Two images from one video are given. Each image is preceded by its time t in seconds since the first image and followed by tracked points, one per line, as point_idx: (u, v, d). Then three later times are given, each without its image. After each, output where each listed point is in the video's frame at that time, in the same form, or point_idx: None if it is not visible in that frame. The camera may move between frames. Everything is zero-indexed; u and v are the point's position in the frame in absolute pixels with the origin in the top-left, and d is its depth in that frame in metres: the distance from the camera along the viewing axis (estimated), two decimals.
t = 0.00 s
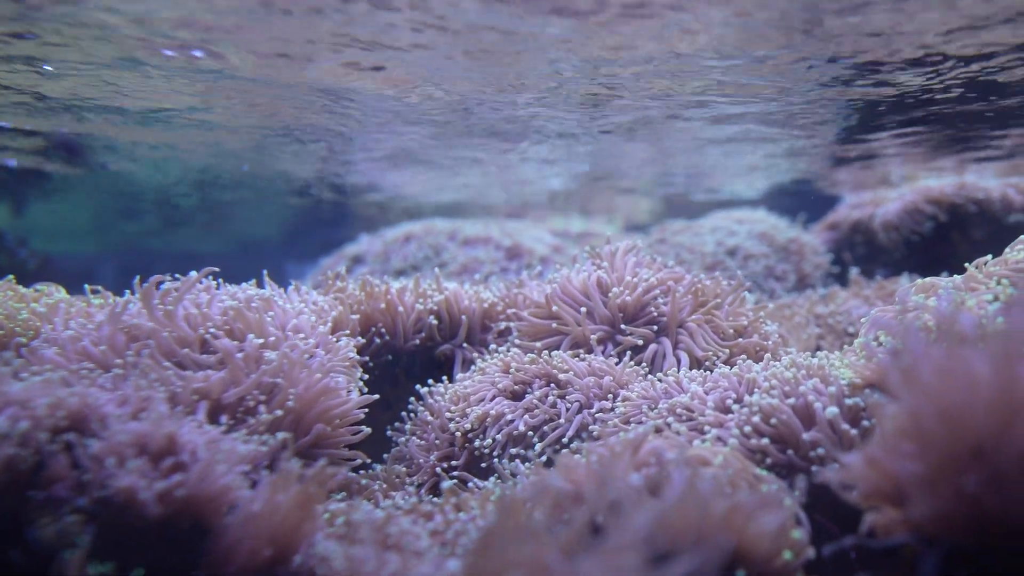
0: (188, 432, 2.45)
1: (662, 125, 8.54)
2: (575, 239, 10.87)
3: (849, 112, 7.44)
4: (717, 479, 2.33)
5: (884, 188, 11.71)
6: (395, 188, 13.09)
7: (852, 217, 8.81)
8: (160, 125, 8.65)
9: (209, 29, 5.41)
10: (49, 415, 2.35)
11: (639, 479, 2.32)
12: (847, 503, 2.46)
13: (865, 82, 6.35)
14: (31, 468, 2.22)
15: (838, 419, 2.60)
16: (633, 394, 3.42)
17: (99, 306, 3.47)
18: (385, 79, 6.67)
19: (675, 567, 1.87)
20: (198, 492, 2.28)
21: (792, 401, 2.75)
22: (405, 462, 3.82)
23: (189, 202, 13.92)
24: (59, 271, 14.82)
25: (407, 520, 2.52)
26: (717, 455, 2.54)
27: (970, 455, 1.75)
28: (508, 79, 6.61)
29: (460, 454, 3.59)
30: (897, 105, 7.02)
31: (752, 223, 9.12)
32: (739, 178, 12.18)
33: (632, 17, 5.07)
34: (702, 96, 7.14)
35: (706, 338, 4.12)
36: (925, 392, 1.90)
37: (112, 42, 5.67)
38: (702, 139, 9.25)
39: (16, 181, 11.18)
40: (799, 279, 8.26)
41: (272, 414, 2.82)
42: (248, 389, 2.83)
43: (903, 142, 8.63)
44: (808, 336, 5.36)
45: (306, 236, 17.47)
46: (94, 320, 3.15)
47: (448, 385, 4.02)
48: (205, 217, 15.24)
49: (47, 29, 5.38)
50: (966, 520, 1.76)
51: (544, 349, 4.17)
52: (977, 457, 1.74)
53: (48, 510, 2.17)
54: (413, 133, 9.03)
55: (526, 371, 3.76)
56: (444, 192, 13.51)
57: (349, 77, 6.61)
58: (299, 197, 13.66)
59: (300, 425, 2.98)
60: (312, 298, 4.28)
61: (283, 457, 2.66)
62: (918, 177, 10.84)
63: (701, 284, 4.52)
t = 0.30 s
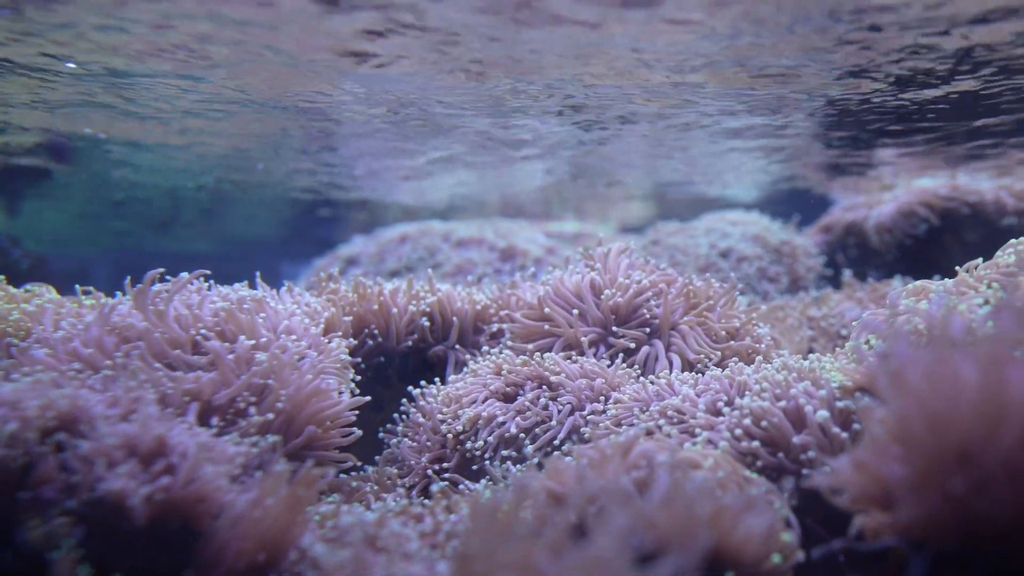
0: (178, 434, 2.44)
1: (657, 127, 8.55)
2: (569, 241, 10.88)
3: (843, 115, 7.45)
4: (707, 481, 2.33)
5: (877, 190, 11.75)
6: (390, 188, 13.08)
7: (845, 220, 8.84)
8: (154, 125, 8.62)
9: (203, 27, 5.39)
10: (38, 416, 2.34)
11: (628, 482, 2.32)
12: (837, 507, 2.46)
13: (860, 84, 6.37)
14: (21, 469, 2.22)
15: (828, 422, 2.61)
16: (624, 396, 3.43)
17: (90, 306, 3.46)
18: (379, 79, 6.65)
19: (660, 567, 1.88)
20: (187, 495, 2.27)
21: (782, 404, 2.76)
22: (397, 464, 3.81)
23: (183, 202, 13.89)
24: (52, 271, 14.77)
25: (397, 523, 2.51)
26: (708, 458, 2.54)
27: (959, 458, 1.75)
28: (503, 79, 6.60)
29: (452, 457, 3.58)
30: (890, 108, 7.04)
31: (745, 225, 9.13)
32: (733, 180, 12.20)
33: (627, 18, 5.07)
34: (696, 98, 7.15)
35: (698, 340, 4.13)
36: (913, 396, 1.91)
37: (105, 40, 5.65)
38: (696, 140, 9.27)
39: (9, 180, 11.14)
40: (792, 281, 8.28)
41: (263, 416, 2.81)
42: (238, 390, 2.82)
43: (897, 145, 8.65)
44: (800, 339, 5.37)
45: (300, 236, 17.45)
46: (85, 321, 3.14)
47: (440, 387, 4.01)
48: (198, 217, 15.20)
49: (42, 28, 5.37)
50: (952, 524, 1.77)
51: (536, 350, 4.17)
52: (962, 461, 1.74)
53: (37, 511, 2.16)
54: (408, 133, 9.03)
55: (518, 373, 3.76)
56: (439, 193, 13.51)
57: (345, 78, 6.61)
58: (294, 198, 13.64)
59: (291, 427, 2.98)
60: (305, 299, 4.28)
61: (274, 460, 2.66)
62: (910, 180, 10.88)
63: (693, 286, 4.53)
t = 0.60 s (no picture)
0: (162, 437, 2.43)
1: (647, 129, 8.56)
2: (560, 244, 10.89)
3: (832, 119, 7.49)
4: (691, 486, 2.34)
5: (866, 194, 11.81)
6: (380, 190, 13.07)
7: (833, 223, 8.87)
8: (144, 125, 8.58)
9: (193, 28, 5.37)
10: (22, 418, 2.33)
11: (612, 487, 2.32)
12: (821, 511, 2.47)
13: (849, 88, 6.40)
14: (3, 471, 2.20)
15: (812, 426, 2.62)
16: (611, 400, 3.43)
17: (76, 308, 3.44)
18: (370, 81, 6.64)
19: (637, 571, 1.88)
20: (170, 498, 2.26)
21: (768, 408, 2.77)
22: (384, 467, 3.81)
23: (172, 203, 13.84)
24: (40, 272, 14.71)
25: (382, 526, 2.51)
26: (693, 462, 2.54)
27: (941, 465, 1.76)
28: (494, 81, 6.59)
29: (439, 460, 3.58)
30: (878, 112, 7.08)
31: (734, 228, 9.16)
32: (723, 184, 12.24)
33: (617, 21, 5.08)
34: (686, 101, 7.18)
35: (686, 344, 4.15)
36: (893, 402, 1.92)
37: (94, 40, 5.62)
38: (686, 143, 9.30)
39: None
40: (781, 284, 8.31)
41: (248, 419, 2.81)
42: (224, 393, 2.82)
43: (885, 149, 8.70)
44: (788, 342, 5.39)
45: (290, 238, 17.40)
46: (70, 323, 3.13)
47: (428, 390, 4.01)
48: (188, 218, 15.15)
49: (30, 27, 5.35)
50: (933, 528, 1.78)
51: (524, 353, 4.18)
52: (943, 466, 1.76)
53: (19, 514, 2.14)
54: (398, 135, 9.02)
55: (506, 376, 3.77)
56: (430, 194, 13.50)
57: (335, 79, 6.61)
58: (284, 199, 13.61)
59: (277, 430, 2.98)
60: (293, 302, 4.27)
61: (259, 463, 2.65)
62: (899, 184, 10.93)
63: (681, 289, 4.54)
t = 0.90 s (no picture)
0: (147, 440, 2.43)
1: (639, 132, 8.57)
2: (551, 246, 10.89)
3: (822, 121, 7.51)
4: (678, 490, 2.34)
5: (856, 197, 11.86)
6: (372, 192, 13.05)
7: (823, 226, 8.90)
8: (135, 126, 8.55)
9: (185, 29, 5.36)
10: (7, 421, 2.31)
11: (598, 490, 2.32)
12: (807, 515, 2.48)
13: (840, 92, 6.43)
14: None
15: (799, 430, 2.63)
16: (600, 402, 3.44)
17: (63, 310, 3.43)
18: (362, 83, 6.63)
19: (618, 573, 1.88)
20: (155, 501, 2.26)
21: (755, 411, 2.78)
22: (373, 470, 3.81)
23: (163, 204, 13.80)
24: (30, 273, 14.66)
25: (368, 530, 2.52)
26: (679, 465, 2.55)
27: (918, 471, 1.77)
28: (488, 83, 6.60)
29: (427, 463, 3.58)
30: (868, 116, 7.10)
31: (725, 231, 9.18)
32: (714, 186, 12.28)
33: (609, 24, 5.09)
34: (677, 104, 7.20)
35: (674, 346, 4.16)
36: (876, 407, 1.92)
37: (85, 40, 5.59)
38: (677, 146, 9.32)
39: None
40: (771, 287, 8.33)
41: (235, 422, 2.80)
42: (210, 396, 2.81)
43: (874, 152, 8.74)
44: (778, 345, 5.41)
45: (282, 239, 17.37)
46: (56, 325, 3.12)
47: (417, 393, 4.01)
48: (179, 219, 15.10)
49: (19, 27, 5.34)
50: (912, 533, 1.79)
51: (513, 356, 4.18)
52: (922, 472, 1.76)
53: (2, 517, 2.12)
54: (389, 137, 9.01)
55: (494, 379, 3.78)
56: (422, 196, 13.49)
57: (325, 81, 6.60)
58: (275, 200, 13.59)
59: (264, 432, 2.97)
60: (282, 304, 4.27)
61: (245, 466, 2.65)
62: (889, 187, 10.98)
63: (670, 292, 4.55)
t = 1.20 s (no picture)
0: (132, 444, 2.41)
1: (629, 134, 8.58)
2: (542, 248, 10.90)
3: (811, 124, 7.53)
4: (664, 492, 2.34)
5: (844, 199, 11.91)
6: (362, 194, 13.03)
7: (813, 228, 8.92)
8: (125, 127, 8.51)
9: (176, 31, 5.34)
10: None
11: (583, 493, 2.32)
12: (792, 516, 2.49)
13: (830, 94, 6.45)
14: None
15: (784, 432, 2.64)
16: (587, 405, 3.44)
17: (48, 313, 3.41)
18: (353, 84, 6.62)
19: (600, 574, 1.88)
20: (140, 506, 2.25)
21: (741, 414, 2.79)
22: (360, 472, 3.80)
23: (153, 206, 13.75)
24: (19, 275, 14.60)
25: (354, 533, 2.51)
26: (665, 467, 2.56)
27: (898, 473, 1.77)
28: (479, 85, 6.61)
29: (414, 466, 3.58)
30: (856, 118, 7.13)
31: (715, 233, 9.20)
32: (704, 188, 12.30)
33: (599, 25, 5.08)
34: (665, 106, 7.21)
35: (662, 349, 4.17)
36: (858, 409, 1.92)
37: (74, 41, 5.56)
38: (667, 148, 9.33)
39: None
40: (761, 289, 8.35)
41: (221, 425, 2.80)
42: (196, 399, 2.81)
43: (863, 155, 8.77)
44: (766, 347, 5.42)
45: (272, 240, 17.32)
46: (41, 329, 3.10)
47: (405, 395, 4.01)
48: (169, 221, 15.05)
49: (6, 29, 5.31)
50: (894, 534, 1.79)
51: (501, 359, 4.18)
52: (904, 473, 1.77)
53: None
54: (379, 138, 9.00)
55: (482, 382, 3.78)
56: (412, 198, 13.47)
57: (315, 82, 6.59)
58: (266, 202, 13.55)
59: (251, 435, 2.97)
60: (270, 307, 4.26)
61: (230, 470, 2.64)
62: (878, 189, 11.02)
63: (659, 295, 4.56)
